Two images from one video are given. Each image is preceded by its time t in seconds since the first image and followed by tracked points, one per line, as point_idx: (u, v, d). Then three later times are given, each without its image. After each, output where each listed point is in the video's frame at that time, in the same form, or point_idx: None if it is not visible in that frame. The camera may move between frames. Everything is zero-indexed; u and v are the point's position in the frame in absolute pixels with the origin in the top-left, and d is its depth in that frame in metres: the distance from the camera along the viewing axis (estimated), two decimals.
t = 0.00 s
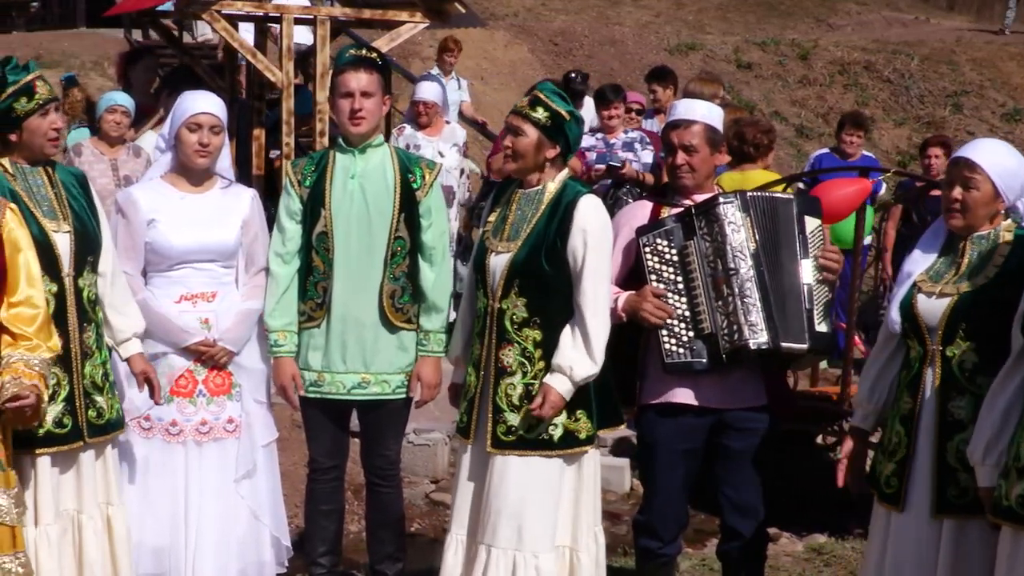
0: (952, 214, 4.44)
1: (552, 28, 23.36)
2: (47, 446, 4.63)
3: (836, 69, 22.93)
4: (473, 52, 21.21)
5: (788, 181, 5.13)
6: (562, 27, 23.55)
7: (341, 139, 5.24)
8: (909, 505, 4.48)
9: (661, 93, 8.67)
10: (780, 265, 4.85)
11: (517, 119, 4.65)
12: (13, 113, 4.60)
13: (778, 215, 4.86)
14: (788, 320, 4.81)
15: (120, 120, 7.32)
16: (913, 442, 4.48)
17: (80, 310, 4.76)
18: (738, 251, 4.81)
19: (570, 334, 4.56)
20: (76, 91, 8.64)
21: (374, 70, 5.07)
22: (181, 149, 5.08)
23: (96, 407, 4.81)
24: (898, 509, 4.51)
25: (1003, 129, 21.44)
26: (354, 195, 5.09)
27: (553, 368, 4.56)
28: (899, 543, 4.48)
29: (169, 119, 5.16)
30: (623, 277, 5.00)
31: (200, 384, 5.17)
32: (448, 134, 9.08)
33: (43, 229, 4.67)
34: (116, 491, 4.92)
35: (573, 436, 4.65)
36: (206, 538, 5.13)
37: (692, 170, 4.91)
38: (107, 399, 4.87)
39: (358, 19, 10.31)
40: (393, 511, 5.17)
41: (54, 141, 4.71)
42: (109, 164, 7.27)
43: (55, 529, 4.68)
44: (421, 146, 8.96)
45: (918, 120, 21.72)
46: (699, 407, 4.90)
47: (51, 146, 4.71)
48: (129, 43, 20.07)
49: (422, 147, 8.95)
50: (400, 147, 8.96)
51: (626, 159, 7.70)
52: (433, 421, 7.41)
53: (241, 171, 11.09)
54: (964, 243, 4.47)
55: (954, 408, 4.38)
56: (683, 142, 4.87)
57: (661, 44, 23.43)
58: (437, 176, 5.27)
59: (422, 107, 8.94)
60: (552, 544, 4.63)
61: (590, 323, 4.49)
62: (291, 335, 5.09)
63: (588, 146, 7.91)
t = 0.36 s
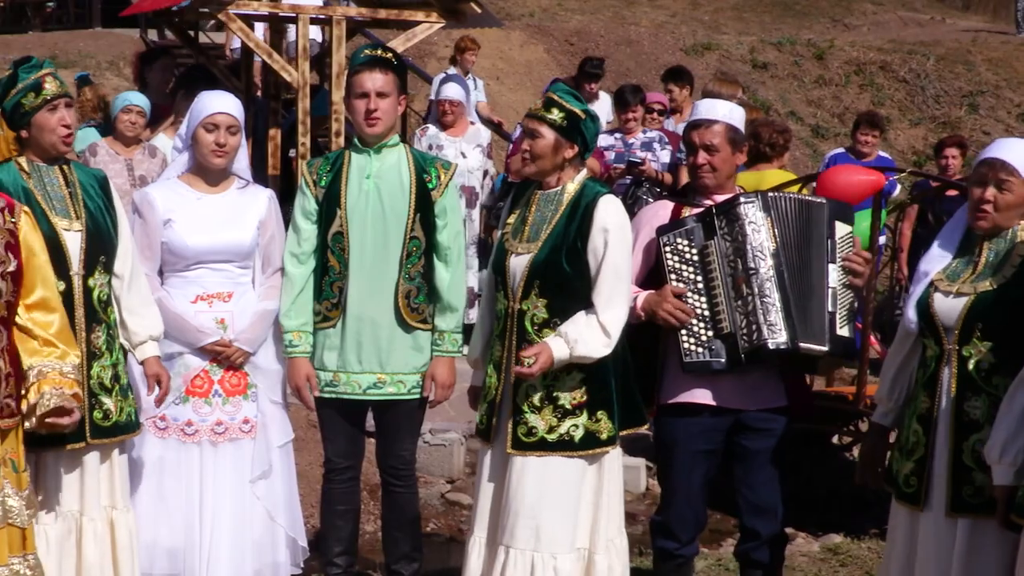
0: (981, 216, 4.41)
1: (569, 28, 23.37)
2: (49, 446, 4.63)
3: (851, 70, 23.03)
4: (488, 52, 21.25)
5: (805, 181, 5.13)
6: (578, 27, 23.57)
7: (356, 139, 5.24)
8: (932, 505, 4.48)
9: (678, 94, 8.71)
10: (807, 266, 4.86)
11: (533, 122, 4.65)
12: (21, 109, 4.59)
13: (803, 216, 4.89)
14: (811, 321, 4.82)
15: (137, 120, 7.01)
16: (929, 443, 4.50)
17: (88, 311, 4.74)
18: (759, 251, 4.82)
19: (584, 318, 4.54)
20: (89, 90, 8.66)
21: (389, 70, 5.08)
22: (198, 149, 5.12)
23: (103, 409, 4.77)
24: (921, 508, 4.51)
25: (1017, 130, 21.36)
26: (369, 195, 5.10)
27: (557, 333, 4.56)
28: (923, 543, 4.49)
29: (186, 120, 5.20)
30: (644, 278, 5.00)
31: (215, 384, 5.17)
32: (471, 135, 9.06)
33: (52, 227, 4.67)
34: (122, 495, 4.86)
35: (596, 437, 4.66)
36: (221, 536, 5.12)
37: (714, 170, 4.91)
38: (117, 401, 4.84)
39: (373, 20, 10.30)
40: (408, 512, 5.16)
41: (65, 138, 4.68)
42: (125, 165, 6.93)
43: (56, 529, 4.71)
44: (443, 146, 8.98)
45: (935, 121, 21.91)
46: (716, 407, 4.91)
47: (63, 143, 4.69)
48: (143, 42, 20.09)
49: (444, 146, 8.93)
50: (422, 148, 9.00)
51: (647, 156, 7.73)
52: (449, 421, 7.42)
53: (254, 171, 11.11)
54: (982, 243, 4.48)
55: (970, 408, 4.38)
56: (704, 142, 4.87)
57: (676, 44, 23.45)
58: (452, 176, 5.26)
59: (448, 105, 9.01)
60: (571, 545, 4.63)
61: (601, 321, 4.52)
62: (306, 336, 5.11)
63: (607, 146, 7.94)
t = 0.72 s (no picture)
0: (999, 220, 4.48)
1: (586, 28, 23.39)
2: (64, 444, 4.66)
3: (866, 70, 23.00)
4: (503, 53, 21.31)
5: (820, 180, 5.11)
6: (593, 27, 23.60)
7: (370, 139, 5.24)
8: (961, 506, 4.48)
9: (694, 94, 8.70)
10: (831, 269, 4.86)
11: (554, 116, 4.74)
12: (42, 106, 4.68)
13: (823, 219, 4.88)
14: (831, 322, 4.81)
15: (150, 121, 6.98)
16: (957, 444, 4.50)
17: (104, 312, 4.77)
18: (774, 251, 4.81)
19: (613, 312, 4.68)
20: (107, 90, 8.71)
21: (402, 70, 5.08)
22: (213, 149, 5.12)
23: (118, 410, 4.80)
24: (949, 512, 4.50)
25: None
26: (385, 195, 5.10)
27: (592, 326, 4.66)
28: (949, 543, 4.51)
29: (202, 120, 5.21)
30: (662, 280, 5.01)
31: (231, 383, 5.17)
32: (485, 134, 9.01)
33: (73, 226, 4.72)
34: (131, 498, 4.85)
35: (618, 433, 4.81)
36: (237, 536, 5.13)
37: (730, 169, 4.91)
38: (132, 403, 4.85)
39: (389, 19, 10.58)
40: (424, 512, 5.15)
41: (82, 137, 4.73)
42: (140, 165, 6.90)
43: (66, 529, 4.72)
44: (459, 146, 8.89)
45: (950, 120, 21.84)
46: (733, 407, 4.93)
47: (80, 142, 4.74)
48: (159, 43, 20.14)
49: (461, 146, 8.90)
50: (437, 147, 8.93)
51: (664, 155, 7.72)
52: (465, 421, 7.42)
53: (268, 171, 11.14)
54: (996, 245, 4.54)
55: (1000, 408, 4.43)
56: (720, 142, 4.86)
57: (693, 44, 23.49)
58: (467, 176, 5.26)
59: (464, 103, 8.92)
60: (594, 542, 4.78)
61: (631, 314, 4.64)
62: (322, 336, 5.10)
63: (624, 146, 7.93)
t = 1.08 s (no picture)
0: (1010, 224, 4.51)
1: (602, 28, 23.53)
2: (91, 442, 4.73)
3: (883, 69, 23.41)
4: (520, 52, 21.45)
5: (835, 180, 5.10)
6: (609, 27, 23.74)
7: (386, 139, 5.23)
8: (977, 505, 4.51)
9: (709, 94, 8.67)
10: (848, 270, 4.86)
11: (565, 123, 4.79)
12: (71, 100, 4.79)
13: (844, 221, 4.88)
14: (846, 322, 4.82)
15: (167, 120, 6.95)
16: (973, 442, 4.52)
17: (129, 310, 4.86)
18: (789, 250, 4.82)
19: (635, 311, 4.75)
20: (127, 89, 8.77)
21: (418, 70, 5.08)
22: (229, 149, 5.12)
23: (142, 408, 4.88)
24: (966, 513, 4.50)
25: None
26: (400, 196, 5.10)
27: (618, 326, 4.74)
28: (964, 542, 4.52)
29: (216, 120, 5.21)
30: (678, 280, 5.00)
31: (247, 384, 5.17)
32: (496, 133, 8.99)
33: (99, 225, 4.80)
34: (153, 495, 4.93)
35: (641, 433, 4.89)
36: (254, 531, 5.12)
37: (746, 169, 4.90)
38: (153, 402, 4.94)
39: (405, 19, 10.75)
40: (440, 512, 5.16)
41: (105, 137, 4.85)
42: (156, 165, 6.88)
43: (94, 526, 4.80)
44: (471, 145, 8.86)
45: (967, 120, 22.27)
46: (749, 407, 4.92)
47: (102, 140, 4.85)
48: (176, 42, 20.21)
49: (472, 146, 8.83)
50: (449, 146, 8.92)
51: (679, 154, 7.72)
52: (481, 420, 7.44)
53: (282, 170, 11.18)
54: (1011, 246, 4.55)
55: (1021, 408, 4.45)
56: (737, 140, 4.86)
57: (708, 43, 23.63)
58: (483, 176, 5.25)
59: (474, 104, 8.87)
60: (613, 542, 4.85)
61: (655, 311, 4.71)
62: (338, 337, 5.11)
63: (640, 146, 7.96)
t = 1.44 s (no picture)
0: None
1: (618, 28, 23.71)
2: (118, 442, 4.72)
3: (899, 70, 23.51)
4: (537, 52, 21.68)
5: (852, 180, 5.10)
6: (625, 27, 23.92)
7: (402, 139, 5.24)
8: (987, 503, 4.49)
9: (727, 93, 8.61)
10: (865, 271, 4.84)
11: (585, 121, 4.79)
12: (100, 99, 4.78)
13: (861, 222, 4.84)
14: (864, 323, 4.80)
15: (182, 121, 6.92)
16: (985, 442, 4.51)
17: (154, 311, 4.87)
18: (804, 250, 4.81)
19: (646, 311, 4.76)
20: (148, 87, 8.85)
21: (433, 70, 5.08)
22: (244, 148, 5.12)
23: (166, 407, 4.91)
24: (975, 510, 4.49)
25: None
26: (416, 196, 5.10)
27: (621, 326, 4.76)
28: (975, 542, 4.50)
29: (231, 120, 5.21)
30: (695, 280, 5.00)
31: (263, 384, 5.18)
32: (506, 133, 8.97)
33: (125, 225, 4.81)
34: (176, 490, 4.95)
35: (655, 432, 4.90)
36: (268, 534, 5.12)
37: (764, 168, 4.90)
38: (175, 400, 4.97)
39: (422, 20, 10.97)
40: (456, 512, 5.16)
41: (131, 138, 4.86)
42: (170, 165, 6.86)
43: (124, 526, 4.76)
44: (482, 145, 8.81)
45: (983, 120, 22.37)
46: (766, 408, 4.92)
47: (127, 140, 4.86)
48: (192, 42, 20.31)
49: (484, 145, 8.77)
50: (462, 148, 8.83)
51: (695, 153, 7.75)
52: (496, 421, 7.45)
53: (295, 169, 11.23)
54: None
55: None
56: (754, 141, 4.86)
57: (723, 43, 23.79)
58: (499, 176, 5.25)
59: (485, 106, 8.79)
60: (626, 540, 4.85)
61: (666, 310, 4.72)
62: (354, 337, 5.11)
63: (656, 146, 7.98)
